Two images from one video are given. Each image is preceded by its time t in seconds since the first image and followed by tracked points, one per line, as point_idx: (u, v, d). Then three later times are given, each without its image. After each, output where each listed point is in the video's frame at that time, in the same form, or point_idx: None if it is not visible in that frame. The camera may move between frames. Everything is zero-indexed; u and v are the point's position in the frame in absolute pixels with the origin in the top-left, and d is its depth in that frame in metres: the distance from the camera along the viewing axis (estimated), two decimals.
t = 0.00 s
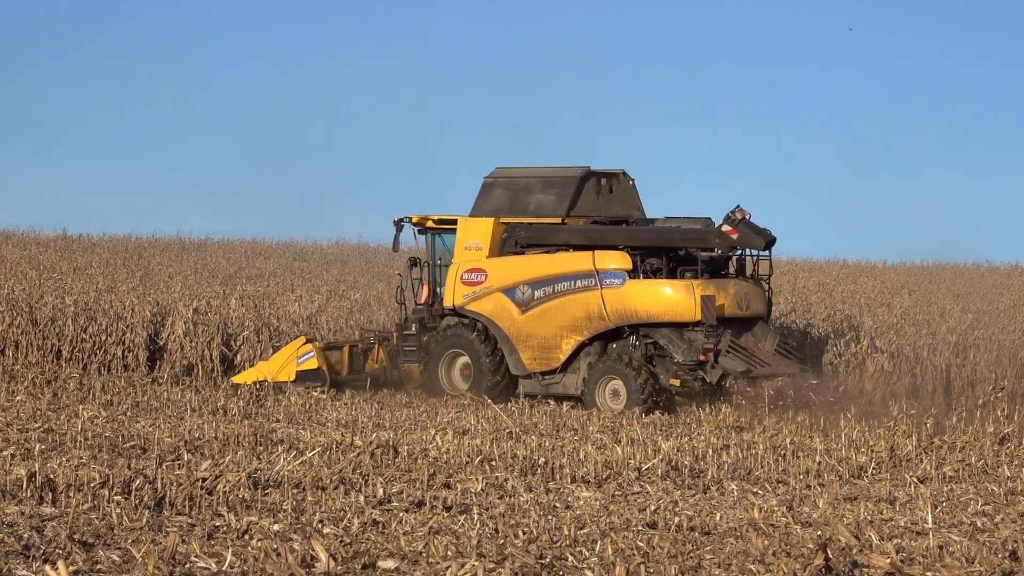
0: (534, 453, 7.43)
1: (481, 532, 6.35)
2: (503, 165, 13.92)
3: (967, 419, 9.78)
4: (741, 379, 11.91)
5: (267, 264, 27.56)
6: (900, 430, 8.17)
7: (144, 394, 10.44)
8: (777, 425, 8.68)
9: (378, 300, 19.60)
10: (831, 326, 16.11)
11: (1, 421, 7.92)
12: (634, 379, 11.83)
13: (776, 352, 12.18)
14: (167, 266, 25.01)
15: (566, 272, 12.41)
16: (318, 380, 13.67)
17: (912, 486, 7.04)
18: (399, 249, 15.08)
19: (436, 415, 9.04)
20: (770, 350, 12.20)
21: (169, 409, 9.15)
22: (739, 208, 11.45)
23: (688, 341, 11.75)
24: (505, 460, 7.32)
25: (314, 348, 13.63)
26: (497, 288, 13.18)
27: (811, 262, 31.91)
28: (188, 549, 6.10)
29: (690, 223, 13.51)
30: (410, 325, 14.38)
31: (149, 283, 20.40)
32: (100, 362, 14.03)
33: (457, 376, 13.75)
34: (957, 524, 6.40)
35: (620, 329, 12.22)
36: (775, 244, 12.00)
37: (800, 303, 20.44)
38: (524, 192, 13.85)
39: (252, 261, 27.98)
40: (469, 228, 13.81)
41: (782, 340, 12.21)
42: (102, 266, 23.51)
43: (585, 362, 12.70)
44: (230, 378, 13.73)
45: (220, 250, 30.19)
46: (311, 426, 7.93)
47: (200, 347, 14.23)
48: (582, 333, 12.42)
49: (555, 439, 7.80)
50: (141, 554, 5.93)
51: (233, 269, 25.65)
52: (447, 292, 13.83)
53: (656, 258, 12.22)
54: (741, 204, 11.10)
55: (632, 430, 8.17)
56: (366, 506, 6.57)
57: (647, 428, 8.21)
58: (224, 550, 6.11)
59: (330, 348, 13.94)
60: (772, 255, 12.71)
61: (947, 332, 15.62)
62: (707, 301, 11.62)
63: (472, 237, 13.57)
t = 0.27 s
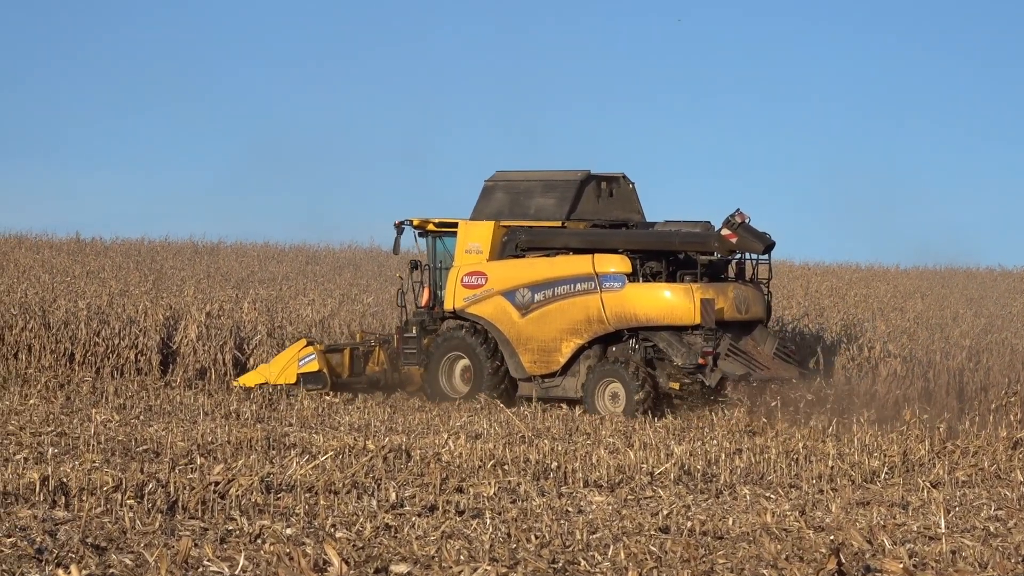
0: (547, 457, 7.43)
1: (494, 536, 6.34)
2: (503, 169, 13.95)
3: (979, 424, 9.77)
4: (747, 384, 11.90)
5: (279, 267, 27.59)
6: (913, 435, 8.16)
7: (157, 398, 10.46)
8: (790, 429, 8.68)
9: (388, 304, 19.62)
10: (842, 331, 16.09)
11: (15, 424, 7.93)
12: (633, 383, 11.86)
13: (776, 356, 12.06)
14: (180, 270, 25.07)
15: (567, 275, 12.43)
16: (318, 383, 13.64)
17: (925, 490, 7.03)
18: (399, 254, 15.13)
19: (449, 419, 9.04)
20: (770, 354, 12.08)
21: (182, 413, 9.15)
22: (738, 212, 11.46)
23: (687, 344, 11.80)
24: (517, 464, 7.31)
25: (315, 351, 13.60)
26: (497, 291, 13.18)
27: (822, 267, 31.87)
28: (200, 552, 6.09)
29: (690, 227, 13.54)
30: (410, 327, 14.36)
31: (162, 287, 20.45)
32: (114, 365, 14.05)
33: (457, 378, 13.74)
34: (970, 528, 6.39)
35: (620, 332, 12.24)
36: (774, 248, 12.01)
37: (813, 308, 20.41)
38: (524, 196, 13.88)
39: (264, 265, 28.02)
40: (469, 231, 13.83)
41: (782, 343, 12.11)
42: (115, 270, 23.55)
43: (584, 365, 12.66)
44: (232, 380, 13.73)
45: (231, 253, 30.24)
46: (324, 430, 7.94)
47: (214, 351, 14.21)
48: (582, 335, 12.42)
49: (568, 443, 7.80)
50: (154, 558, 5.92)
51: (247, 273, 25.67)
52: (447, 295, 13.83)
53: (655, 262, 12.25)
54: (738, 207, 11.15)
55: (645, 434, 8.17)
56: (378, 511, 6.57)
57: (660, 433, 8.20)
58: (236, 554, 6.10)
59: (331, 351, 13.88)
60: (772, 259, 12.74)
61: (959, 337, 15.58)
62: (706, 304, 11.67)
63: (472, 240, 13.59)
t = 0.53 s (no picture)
0: (560, 463, 7.43)
1: (506, 542, 6.33)
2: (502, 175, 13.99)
3: (992, 429, 9.76)
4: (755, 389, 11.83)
5: (291, 273, 27.63)
6: (924, 441, 8.16)
7: (170, 403, 10.47)
8: (804, 435, 8.67)
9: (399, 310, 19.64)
10: (854, 337, 16.06)
11: (29, 429, 7.95)
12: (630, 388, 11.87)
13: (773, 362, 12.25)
14: (194, 275, 25.12)
15: (565, 281, 12.47)
16: (318, 386, 13.66)
17: (937, 496, 7.03)
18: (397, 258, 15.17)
19: (462, 425, 9.04)
20: (767, 360, 12.30)
21: (196, 418, 9.16)
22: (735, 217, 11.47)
23: (685, 350, 11.80)
24: (530, 470, 7.31)
25: (314, 354, 13.59)
26: (495, 296, 13.22)
27: (835, 272, 31.84)
28: (213, 558, 6.09)
29: (687, 233, 13.58)
30: (409, 332, 14.37)
31: (175, 293, 20.49)
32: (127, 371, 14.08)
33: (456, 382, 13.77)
34: (983, 534, 6.38)
35: (617, 337, 12.28)
36: (771, 254, 12.02)
37: (826, 313, 20.38)
38: (523, 201, 13.91)
39: (276, 270, 28.07)
40: (468, 237, 13.86)
41: (779, 350, 12.34)
42: (129, 276, 23.60)
43: (582, 370, 12.65)
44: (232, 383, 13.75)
45: (244, 258, 30.31)
46: (337, 435, 7.95)
47: (225, 356, 14.37)
48: (580, 340, 12.47)
49: (580, 449, 7.80)
50: (166, 564, 5.92)
51: (261, 279, 25.70)
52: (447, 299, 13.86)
53: (653, 267, 12.28)
54: (736, 213, 11.20)
55: (658, 440, 8.16)
56: (391, 516, 6.57)
57: (673, 438, 8.20)
58: (249, 559, 6.09)
59: (330, 354, 13.87)
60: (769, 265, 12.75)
61: (971, 342, 15.56)
62: (704, 310, 11.69)
63: (471, 245, 13.62)
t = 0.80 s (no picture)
0: (573, 465, 7.43)
1: (519, 544, 6.33)
2: (500, 176, 14.02)
3: (1004, 431, 9.74)
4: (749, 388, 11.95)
5: (302, 275, 27.65)
6: (937, 443, 8.16)
7: (182, 405, 10.48)
8: (816, 437, 8.67)
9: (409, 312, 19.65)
10: (864, 340, 16.06)
11: (43, 431, 7.97)
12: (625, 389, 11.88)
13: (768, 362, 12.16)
14: (206, 278, 25.16)
15: (561, 281, 12.50)
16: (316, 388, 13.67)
17: (951, 498, 7.02)
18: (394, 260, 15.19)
19: (474, 427, 9.05)
20: (763, 361, 12.20)
21: (208, 421, 9.17)
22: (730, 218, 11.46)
23: (680, 350, 11.77)
24: (543, 472, 7.31)
25: (313, 355, 13.58)
26: (492, 297, 13.26)
27: (845, 275, 31.82)
28: (226, 560, 6.08)
29: (683, 235, 13.63)
30: (406, 333, 14.44)
31: (187, 295, 20.53)
32: (139, 373, 14.07)
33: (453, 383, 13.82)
34: (997, 536, 6.37)
35: (614, 338, 12.26)
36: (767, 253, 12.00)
37: (837, 316, 20.36)
38: (520, 203, 13.95)
39: (287, 272, 28.08)
40: (466, 238, 13.90)
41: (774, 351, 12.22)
42: (141, 278, 23.63)
43: (578, 371, 12.75)
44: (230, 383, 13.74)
45: (254, 260, 30.33)
46: (349, 438, 7.96)
47: (239, 358, 14.51)
48: (576, 341, 12.50)
49: (593, 451, 7.80)
50: (180, 566, 5.92)
51: (272, 281, 25.72)
52: (445, 301, 13.91)
53: (649, 268, 12.33)
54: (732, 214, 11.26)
55: (670, 442, 8.17)
56: (404, 518, 6.57)
57: (684, 440, 8.20)
58: (262, 562, 6.08)
59: (328, 355, 13.95)
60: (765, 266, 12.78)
61: (982, 344, 15.54)
62: (699, 310, 11.65)
63: (469, 246, 13.66)
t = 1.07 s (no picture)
0: (585, 466, 7.42)
1: (531, 545, 6.33)
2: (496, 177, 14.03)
3: (1016, 432, 9.74)
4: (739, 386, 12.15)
5: (315, 276, 27.66)
6: (950, 444, 8.15)
7: (195, 406, 10.50)
8: (828, 437, 8.67)
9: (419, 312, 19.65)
10: (875, 341, 16.04)
11: (55, 433, 7.99)
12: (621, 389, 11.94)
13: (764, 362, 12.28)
14: (220, 279, 25.18)
15: (557, 281, 12.50)
16: (314, 388, 13.82)
17: (964, 499, 7.02)
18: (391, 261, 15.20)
19: (486, 428, 9.06)
20: (758, 360, 12.31)
21: (221, 421, 9.18)
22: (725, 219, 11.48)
23: (676, 350, 11.89)
24: (555, 473, 7.32)
25: (310, 356, 13.79)
26: (489, 297, 13.22)
27: (856, 275, 31.82)
28: (239, 562, 6.08)
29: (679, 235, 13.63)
30: (404, 333, 14.40)
31: (201, 296, 20.56)
32: (152, 375, 14.08)
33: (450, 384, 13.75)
34: (1010, 537, 6.37)
35: (609, 337, 12.31)
36: (761, 253, 12.03)
37: (849, 317, 20.35)
38: (516, 203, 13.95)
39: (299, 273, 28.08)
40: (463, 239, 13.86)
41: (769, 350, 12.34)
42: (154, 280, 23.66)
43: (574, 371, 12.76)
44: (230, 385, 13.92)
45: (266, 261, 30.35)
46: (361, 438, 7.97)
47: (251, 359, 14.58)
48: (573, 341, 12.49)
49: (605, 452, 7.80)
50: (193, 567, 5.92)
51: (284, 282, 25.74)
52: (441, 301, 13.86)
53: (644, 268, 12.35)
54: (725, 214, 11.35)
55: (682, 442, 8.17)
56: (416, 519, 6.57)
57: (697, 441, 8.20)
58: (275, 563, 6.08)
59: (325, 356, 13.95)
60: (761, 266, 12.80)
61: (992, 345, 15.51)
62: (694, 309, 11.73)
63: (466, 247, 13.62)
